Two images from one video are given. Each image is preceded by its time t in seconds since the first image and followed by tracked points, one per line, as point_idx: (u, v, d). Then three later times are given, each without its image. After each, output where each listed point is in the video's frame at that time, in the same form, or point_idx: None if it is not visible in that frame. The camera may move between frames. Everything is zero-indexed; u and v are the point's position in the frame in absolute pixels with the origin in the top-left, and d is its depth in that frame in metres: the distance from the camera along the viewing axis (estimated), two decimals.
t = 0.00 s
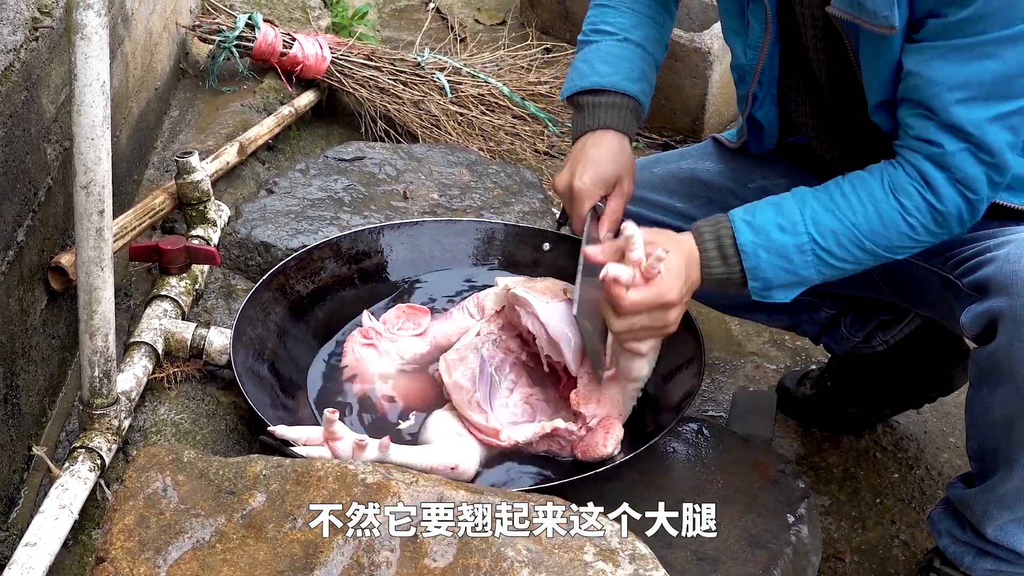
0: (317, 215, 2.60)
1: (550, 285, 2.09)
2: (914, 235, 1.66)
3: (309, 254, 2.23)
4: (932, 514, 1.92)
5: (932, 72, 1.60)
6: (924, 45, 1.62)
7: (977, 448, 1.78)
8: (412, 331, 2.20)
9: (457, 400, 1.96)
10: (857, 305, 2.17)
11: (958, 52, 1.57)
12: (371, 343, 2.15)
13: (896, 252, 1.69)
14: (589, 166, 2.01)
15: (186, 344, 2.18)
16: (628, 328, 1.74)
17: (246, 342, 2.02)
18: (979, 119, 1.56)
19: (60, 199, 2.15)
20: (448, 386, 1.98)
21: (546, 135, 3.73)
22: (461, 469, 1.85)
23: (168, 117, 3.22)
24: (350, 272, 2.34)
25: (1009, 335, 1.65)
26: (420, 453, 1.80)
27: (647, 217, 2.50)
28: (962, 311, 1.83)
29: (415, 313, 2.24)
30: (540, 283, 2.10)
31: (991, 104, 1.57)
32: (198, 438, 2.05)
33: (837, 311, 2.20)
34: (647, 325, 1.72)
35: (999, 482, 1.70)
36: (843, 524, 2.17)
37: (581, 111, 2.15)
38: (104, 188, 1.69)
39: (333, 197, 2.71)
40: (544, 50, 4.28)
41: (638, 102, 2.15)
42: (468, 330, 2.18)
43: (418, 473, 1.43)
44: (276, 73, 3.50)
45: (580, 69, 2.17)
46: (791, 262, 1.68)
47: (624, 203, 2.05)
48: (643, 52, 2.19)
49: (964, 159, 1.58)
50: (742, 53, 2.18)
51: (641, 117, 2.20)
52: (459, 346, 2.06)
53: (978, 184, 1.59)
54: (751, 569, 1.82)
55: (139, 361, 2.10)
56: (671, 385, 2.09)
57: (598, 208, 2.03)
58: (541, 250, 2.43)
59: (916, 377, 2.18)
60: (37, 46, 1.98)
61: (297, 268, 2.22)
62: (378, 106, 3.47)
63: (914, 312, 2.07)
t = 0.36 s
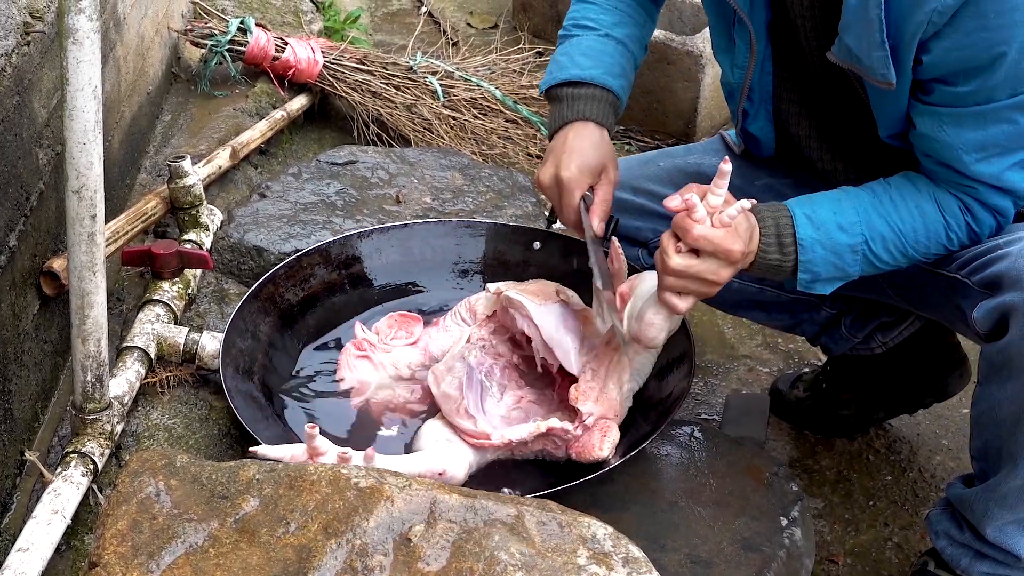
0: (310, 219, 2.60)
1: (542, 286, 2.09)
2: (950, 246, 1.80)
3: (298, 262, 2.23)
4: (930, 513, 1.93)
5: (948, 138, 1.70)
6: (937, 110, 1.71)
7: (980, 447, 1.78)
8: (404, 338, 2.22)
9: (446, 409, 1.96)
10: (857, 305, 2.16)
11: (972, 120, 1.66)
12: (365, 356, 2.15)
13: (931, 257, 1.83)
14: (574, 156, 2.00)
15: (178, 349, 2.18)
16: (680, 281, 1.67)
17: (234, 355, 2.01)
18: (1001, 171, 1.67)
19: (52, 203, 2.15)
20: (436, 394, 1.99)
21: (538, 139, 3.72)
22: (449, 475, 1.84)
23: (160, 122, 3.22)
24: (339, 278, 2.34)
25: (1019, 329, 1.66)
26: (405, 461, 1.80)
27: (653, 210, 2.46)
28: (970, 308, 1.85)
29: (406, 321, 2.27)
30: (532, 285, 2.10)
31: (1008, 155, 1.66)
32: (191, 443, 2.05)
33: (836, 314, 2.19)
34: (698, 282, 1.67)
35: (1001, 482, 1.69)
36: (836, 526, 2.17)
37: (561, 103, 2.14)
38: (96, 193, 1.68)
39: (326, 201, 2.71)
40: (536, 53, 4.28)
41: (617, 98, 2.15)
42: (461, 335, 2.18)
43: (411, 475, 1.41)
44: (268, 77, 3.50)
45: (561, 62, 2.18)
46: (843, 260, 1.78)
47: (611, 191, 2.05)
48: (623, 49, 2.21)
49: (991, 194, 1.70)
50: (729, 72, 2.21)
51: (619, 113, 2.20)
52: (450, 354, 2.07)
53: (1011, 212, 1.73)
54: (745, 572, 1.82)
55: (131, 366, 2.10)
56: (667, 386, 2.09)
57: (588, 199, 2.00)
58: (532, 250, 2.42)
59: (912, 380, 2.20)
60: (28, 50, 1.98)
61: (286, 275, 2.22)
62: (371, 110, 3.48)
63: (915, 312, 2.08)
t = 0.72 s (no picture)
0: (306, 222, 2.61)
1: (545, 288, 2.09)
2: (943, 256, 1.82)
3: (297, 263, 2.23)
4: (927, 517, 1.93)
5: (948, 149, 1.71)
6: (937, 122, 1.71)
7: (976, 451, 1.79)
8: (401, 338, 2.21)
9: (450, 407, 1.96)
10: (853, 310, 2.16)
11: (973, 133, 1.67)
12: (358, 350, 2.14)
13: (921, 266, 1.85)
14: (576, 138, 2.02)
15: (175, 352, 2.18)
16: (683, 297, 1.68)
17: (233, 354, 2.01)
18: (1000, 183, 1.70)
19: (49, 207, 2.15)
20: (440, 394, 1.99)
21: (535, 142, 3.74)
22: (452, 477, 1.84)
23: (157, 125, 3.22)
24: (337, 280, 2.34)
25: (1016, 333, 1.65)
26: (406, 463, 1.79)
27: (651, 211, 2.46)
28: (967, 313, 1.84)
29: (404, 321, 2.27)
30: (534, 286, 2.10)
31: (1007, 168, 1.69)
32: (187, 445, 2.04)
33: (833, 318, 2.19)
34: (701, 296, 1.68)
35: (996, 485, 1.69)
36: (833, 528, 2.18)
37: (560, 77, 2.13)
38: (93, 196, 1.68)
39: (322, 204, 2.71)
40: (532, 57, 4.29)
41: (619, 72, 2.15)
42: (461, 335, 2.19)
43: (408, 478, 1.41)
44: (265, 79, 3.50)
45: (561, 33, 2.15)
46: (840, 269, 1.78)
47: (610, 170, 2.10)
48: (624, 21, 2.19)
49: (988, 207, 1.73)
50: (721, 63, 2.23)
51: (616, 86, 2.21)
52: (452, 354, 2.06)
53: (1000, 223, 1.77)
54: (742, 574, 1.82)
55: (128, 369, 2.10)
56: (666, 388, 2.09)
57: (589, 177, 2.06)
58: (529, 254, 2.42)
59: (909, 386, 2.20)
60: (25, 53, 1.97)
61: (285, 276, 2.22)
62: (368, 114, 3.48)
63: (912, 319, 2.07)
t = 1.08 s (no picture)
0: (305, 225, 2.61)
1: (549, 289, 2.11)
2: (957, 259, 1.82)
3: (297, 265, 2.24)
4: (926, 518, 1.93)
5: (962, 151, 1.71)
6: (952, 123, 1.71)
7: (973, 453, 1.79)
8: (403, 340, 2.22)
9: (451, 408, 1.97)
10: (858, 310, 2.16)
11: (988, 134, 1.67)
12: (358, 354, 2.15)
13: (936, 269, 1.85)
14: (591, 183, 1.97)
15: (174, 355, 2.18)
16: (693, 305, 1.69)
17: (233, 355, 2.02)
18: (1014, 184, 1.71)
19: (48, 210, 2.15)
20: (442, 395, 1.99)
21: (534, 144, 3.74)
22: (456, 476, 1.85)
23: (156, 128, 3.23)
24: (338, 281, 2.34)
25: (1008, 336, 1.65)
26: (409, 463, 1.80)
27: (659, 209, 2.46)
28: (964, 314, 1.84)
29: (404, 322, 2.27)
30: (537, 288, 2.10)
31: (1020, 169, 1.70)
32: (186, 448, 2.04)
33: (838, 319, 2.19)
34: (709, 305, 1.69)
35: (993, 488, 1.70)
36: (832, 530, 2.18)
37: (567, 117, 2.09)
38: (93, 199, 1.68)
39: (322, 207, 2.71)
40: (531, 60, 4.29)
41: (627, 114, 2.12)
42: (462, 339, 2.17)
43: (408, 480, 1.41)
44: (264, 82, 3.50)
45: (568, 82, 2.12)
46: (853, 275, 1.79)
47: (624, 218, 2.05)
48: (628, 62, 2.17)
49: (1001, 208, 1.74)
50: (733, 70, 2.19)
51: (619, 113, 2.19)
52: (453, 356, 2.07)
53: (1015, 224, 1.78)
54: None
55: (127, 372, 2.10)
56: (670, 383, 2.10)
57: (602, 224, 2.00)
58: (529, 257, 2.42)
59: (909, 388, 2.20)
60: (24, 55, 1.97)
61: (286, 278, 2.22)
62: (367, 116, 3.48)
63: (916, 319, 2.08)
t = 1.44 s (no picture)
0: (300, 228, 2.60)
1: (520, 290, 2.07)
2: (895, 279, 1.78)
3: (284, 277, 2.22)
4: (927, 520, 1.93)
5: (914, 159, 1.67)
6: (912, 129, 1.67)
7: (980, 453, 1.79)
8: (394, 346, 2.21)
9: (420, 422, 1.99)
10: (852, 314, 2.16)
11: (944, 143, 1.64)
12: (352, 362, 2.15)
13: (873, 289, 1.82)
14: (538, 161, 2.02)
15: (170, 358, 2.18)
16: (615, 283, 1.77)
17: (221, 381, 1.99)
18: (962, 202, 1.67)
19: (44, 213, 2.15)
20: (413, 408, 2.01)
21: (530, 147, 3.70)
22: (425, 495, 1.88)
23: (152, 131, 3.23)
24: (327, 290, 2.34)
25: None
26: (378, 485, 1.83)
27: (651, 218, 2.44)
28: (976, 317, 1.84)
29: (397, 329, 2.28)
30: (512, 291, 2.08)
31: (970, 188, 1.67)
32: (183, 452, 2.04)
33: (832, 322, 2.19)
34: (634, 287, 1.76)
35: (1000, 487, 1.69)
36: (829, 532, 2.18)
37: (545, 110, 2.16)
38: (88, 203, 1.68)
39: (318, 210, 2.71)
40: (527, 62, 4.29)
41: (601, 110, 2.14)
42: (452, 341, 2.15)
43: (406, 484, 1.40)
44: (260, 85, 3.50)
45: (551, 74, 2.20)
46: (788, 279, 1.76)
47: (577, 203, 2.02)
48: (614, 61, 2.20)
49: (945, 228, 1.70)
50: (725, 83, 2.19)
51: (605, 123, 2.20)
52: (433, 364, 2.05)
53: (958, 250, 1.73)
54: None
55: (123, 376, 2.10)
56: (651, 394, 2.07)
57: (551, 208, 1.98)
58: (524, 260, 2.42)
59: (904, 391, 2.20)
60: (20, 58, 1.97)
61: (274, 289, 2.21)
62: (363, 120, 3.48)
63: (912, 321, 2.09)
